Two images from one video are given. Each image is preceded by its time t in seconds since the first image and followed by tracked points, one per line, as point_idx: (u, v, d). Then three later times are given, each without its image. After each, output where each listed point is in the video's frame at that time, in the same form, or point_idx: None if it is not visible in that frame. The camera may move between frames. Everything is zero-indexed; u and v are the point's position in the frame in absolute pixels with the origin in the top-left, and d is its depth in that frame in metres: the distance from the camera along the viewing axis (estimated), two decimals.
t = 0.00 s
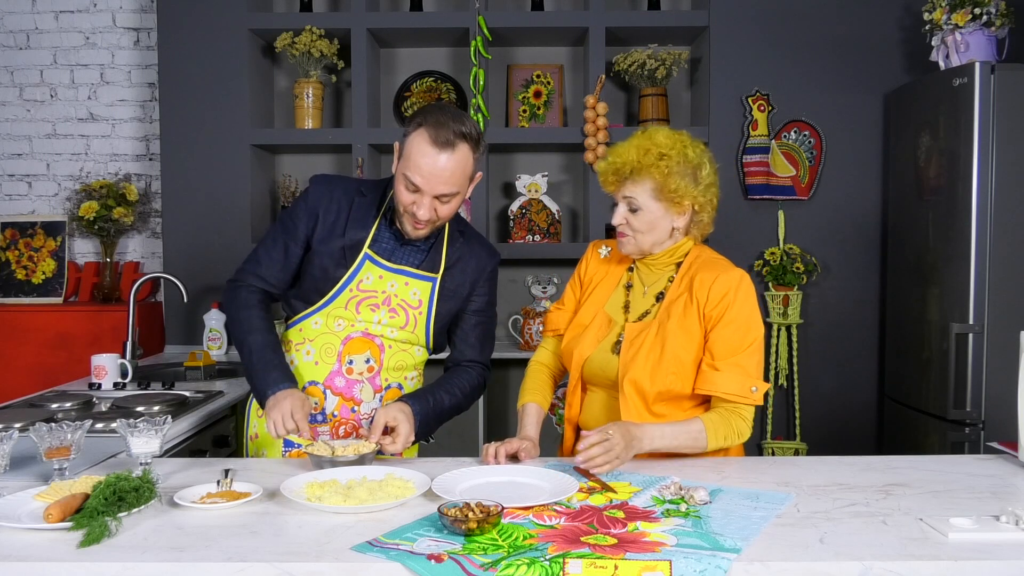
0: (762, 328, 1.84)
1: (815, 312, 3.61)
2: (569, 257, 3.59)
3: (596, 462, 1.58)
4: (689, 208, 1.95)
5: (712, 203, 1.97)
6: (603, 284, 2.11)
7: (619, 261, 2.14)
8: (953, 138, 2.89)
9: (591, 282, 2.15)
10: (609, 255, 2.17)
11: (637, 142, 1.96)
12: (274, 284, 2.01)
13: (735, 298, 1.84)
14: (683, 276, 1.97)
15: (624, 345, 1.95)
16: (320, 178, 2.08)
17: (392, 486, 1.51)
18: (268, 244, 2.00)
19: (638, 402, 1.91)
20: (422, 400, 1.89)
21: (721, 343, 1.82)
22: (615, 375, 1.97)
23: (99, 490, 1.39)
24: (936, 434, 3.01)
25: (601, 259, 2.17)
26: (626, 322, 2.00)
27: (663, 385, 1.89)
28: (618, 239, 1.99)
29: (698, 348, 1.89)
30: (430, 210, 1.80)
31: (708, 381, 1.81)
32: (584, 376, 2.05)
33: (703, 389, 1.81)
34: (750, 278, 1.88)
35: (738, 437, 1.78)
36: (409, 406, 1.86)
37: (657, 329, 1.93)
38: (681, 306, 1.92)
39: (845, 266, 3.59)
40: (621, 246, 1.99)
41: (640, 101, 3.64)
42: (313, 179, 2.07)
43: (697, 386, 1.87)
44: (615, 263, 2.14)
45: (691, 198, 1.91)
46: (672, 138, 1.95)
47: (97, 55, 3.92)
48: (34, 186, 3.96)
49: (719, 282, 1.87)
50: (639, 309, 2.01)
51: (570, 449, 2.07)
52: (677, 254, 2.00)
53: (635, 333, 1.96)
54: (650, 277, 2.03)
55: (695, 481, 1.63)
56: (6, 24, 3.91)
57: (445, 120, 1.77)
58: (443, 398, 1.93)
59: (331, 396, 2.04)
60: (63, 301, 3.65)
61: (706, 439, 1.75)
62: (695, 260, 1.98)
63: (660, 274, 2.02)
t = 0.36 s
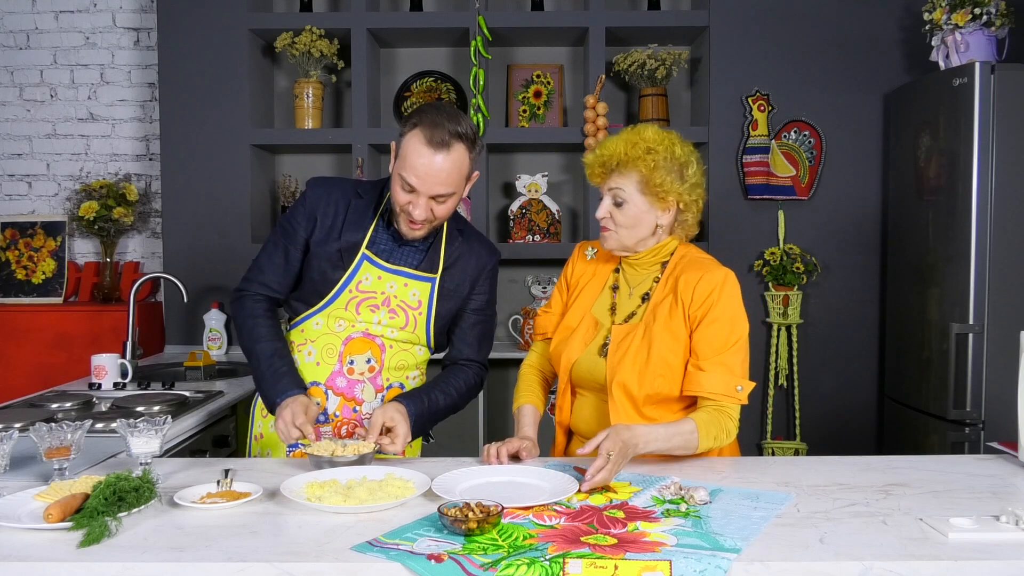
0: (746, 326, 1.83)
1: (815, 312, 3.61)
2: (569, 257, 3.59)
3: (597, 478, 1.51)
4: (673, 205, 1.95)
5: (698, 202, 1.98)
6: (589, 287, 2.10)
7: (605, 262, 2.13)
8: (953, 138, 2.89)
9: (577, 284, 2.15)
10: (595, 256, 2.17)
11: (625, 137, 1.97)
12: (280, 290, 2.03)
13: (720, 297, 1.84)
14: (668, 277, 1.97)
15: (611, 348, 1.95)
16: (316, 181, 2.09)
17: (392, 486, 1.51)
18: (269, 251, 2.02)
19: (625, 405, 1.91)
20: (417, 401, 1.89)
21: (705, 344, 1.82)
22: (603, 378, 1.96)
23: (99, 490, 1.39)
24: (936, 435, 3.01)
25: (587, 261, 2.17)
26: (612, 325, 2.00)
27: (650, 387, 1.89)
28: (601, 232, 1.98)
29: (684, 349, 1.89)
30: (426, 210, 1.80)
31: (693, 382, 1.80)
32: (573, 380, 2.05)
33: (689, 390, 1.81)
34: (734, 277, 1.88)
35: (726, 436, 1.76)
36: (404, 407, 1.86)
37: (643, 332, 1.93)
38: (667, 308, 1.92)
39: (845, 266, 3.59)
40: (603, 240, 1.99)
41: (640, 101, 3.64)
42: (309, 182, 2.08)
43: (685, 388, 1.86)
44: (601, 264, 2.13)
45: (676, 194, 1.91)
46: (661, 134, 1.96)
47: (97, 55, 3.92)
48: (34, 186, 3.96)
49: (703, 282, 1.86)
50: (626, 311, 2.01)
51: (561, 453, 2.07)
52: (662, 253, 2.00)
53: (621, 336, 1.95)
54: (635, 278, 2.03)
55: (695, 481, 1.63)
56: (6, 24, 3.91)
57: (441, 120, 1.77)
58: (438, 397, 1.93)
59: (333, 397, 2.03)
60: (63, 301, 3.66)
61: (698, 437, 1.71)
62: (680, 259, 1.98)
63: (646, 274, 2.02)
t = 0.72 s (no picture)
0: (743, 328, 1.83)
1: (815, 312, 3.61)
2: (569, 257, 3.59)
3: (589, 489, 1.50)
4: (668, 206, 1.95)
5: (693, 203, 1.98)
6: (586, 288, 2.11)
7: (601, 264, 2.13)
8: (953, 138, 2.89)
9: (574, 286, 2.15)
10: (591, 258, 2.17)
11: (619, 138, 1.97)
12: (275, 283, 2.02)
13: (718, 298, 1.84)
14: (665, 279, 1.97)
15: (609, 351, 1.95)
16: (321, 179, 2.08)
17: (392, 487, 1.51)
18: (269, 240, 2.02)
19: (623, 408, 1.91)
20: (418, 402, 1.89)
21: (702, 346, 1.82)
22: (600, 381, 1.96)
23: (99, 490, 1.39)
24: (936, 435, 3.01)
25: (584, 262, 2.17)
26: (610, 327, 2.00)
27: (648, 390, 1.89)
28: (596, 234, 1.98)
29: (682, 352, 1.88)
30: (426, 211, 1.80)
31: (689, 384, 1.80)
32: (571, 382, 2.05)
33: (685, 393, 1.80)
34: (732, 278, 1.88)
35: (723, 439, 1.74)
36: (405, 407, 1.85)
37: (641, 334, 1.93)
38: (665, 310, 1.91)
39: (845, 266, 3.59)
40: (599, 243, 1.99)
41: (640, 101, 3.64)
42: (315, 180, 2.08)
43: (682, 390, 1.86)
44: (598, 265, 2.14)
45: (670, 195, 1.91)
46: (655, 134, 1.95)
47: (97, 55, 3.92)
48: (34, 186, 3.96)
49: (701, 283, 1.86)
50: (623, 312, 2.01)
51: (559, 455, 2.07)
52: (660, 254, 2.00)
53: (619, 338, 1.95)
54: (632, 279, 2.03)
55: (695, 481, 1.63)
56: (6, 24, 3.91)
57: (442, 122, 1.77)
58: (439, 399, 1.93)
59: (332, 396, 2.04)
60: (63, 301, 3.66)
61: (696, 441, 1.69)
62: (678, 260, 1.99)
63: (642, 275, 2.02)
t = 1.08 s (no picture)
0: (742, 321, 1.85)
1: (815, 312, 3.61)
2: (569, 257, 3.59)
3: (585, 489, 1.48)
4: (672, 201, 1.96)
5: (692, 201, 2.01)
6: (584, 289, 2.09)
7: (597, 264, 2.12)
8: (953, 138, 2.89)
9: (570, 288, 2.14)
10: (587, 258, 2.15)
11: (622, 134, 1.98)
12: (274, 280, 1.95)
13: (720, 292, 1.85)
14: (666, 275, 1.97)
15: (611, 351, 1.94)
16: (327, 179, 2.07)
17: (392, 486, 1.51)
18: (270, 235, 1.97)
19: (626, 406, 1.91)
20: (417, 401, 1.89)
21: (702, 338, 1.83)
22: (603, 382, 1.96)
23: (99, 489, 1.39)
24: (936, 435, 3.01)
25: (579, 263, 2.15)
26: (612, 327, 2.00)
27: (651, 387, 1.89)
28: (599, 233, 1.95)
29: (683, 347, 1.89)
30: (429, 214, 1.81)
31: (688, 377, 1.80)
32: (571, 385, 2.05)
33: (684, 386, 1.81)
34: (733, 273, 1.90)
35: (717, 434, 1.75)
36: (404, 406, 1.86)
37: (642, 332, 1.93)
38: (666, 305, 1.92)
39: (845, 266, 3.59)
40: (602, 242, 1.96)
41: (640, 101, 3.64)
42: (320, 180, 2.07)
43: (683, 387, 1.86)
44: (594, 266, 2.12)
45: (677, 189, 1.94)
46: (657, 132, 1.98)
47: (97, 55, 3.92)
48: (34, 186, 3.96)
49: (702, 277, 1.88)
50: (625, 312, 2.01)
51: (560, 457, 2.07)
52: (659, 251, 2.00)
53: (621, 337, 1.95)
54: (633, 279, 2.04)
55: (695, 481, 1.63)
56: (6, 24, 3.91)
57: (444, 126, 1.77)
58: (439, 398, 1.93)
59: (333, 397, 2.04)
60: (63, 301, 3.66)
61: (691, 440, 1.69)
62: (676, 257, 1.99)
63: (644, 274, 2.02)
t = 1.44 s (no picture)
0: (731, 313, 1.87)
1: (815, 312, 3.61)
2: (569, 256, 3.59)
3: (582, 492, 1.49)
4: (640, 219, 1.90)
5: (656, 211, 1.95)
6: (567, 303, 2.06)
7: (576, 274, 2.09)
8: (953, 138, 2.89)
9: (552, 302, 2.10)
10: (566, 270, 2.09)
11: (573, 164, 1.88)
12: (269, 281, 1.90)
13: (708, 286, 1.87)
14: (649, 277, 1.96)
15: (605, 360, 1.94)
16: (322, 180, 2.05)
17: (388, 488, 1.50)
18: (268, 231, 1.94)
19: (624, 411, 1.92)
20: (418, 401, 1.89)
21: (693, 335, 1.84)
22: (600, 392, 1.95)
23: (99, 490, 1.39)
24: (936, 434, 3.01)
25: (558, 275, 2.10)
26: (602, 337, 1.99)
27: (650, 389, 1.90)
28: (578, 270, 1.89)
29: (676, 345, 1.90)
30: (425, 219, 1.80)
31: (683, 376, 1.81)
32: (567, 398, 2.04)
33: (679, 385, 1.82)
34: (718, 265, 1.92)
35: (715, 430, 1.75)
36: (404, 406, 1.85)
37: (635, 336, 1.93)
38: (656, 307, 1.92)
39: (845, 266, 3.59)
40: (583, 277, 1.90)
41: (640, 101, 3.64)
42: (315, 182, 2.05)
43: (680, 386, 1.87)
44: (571, 280, 2.08)
45: (643, 209, 1.88)
46: (607, 152, 1.90)
47: (97, 55, 3.92)
48: (34, 186, 3.96)
49: (689, 274, 1.89)
50: (614, 321, 2.00)
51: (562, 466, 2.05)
52: (637, 259, 1.98)
53: (613, 343, 1.95)
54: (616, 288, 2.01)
55: (695, 481, 1.63)
56: (6, 24, 3.91)
57: (441, 130, 1.77)
58: (438, 397, 1.92)
59: (329, 398, 2.05)
60: (63, 301, 3.66)
61: (688, 438, 1.69)
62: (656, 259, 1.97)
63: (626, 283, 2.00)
